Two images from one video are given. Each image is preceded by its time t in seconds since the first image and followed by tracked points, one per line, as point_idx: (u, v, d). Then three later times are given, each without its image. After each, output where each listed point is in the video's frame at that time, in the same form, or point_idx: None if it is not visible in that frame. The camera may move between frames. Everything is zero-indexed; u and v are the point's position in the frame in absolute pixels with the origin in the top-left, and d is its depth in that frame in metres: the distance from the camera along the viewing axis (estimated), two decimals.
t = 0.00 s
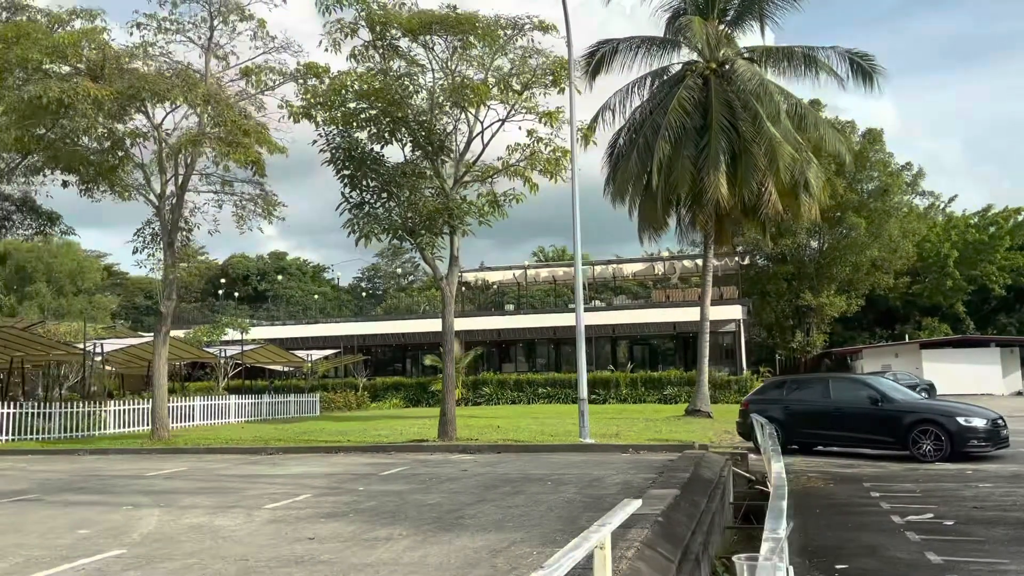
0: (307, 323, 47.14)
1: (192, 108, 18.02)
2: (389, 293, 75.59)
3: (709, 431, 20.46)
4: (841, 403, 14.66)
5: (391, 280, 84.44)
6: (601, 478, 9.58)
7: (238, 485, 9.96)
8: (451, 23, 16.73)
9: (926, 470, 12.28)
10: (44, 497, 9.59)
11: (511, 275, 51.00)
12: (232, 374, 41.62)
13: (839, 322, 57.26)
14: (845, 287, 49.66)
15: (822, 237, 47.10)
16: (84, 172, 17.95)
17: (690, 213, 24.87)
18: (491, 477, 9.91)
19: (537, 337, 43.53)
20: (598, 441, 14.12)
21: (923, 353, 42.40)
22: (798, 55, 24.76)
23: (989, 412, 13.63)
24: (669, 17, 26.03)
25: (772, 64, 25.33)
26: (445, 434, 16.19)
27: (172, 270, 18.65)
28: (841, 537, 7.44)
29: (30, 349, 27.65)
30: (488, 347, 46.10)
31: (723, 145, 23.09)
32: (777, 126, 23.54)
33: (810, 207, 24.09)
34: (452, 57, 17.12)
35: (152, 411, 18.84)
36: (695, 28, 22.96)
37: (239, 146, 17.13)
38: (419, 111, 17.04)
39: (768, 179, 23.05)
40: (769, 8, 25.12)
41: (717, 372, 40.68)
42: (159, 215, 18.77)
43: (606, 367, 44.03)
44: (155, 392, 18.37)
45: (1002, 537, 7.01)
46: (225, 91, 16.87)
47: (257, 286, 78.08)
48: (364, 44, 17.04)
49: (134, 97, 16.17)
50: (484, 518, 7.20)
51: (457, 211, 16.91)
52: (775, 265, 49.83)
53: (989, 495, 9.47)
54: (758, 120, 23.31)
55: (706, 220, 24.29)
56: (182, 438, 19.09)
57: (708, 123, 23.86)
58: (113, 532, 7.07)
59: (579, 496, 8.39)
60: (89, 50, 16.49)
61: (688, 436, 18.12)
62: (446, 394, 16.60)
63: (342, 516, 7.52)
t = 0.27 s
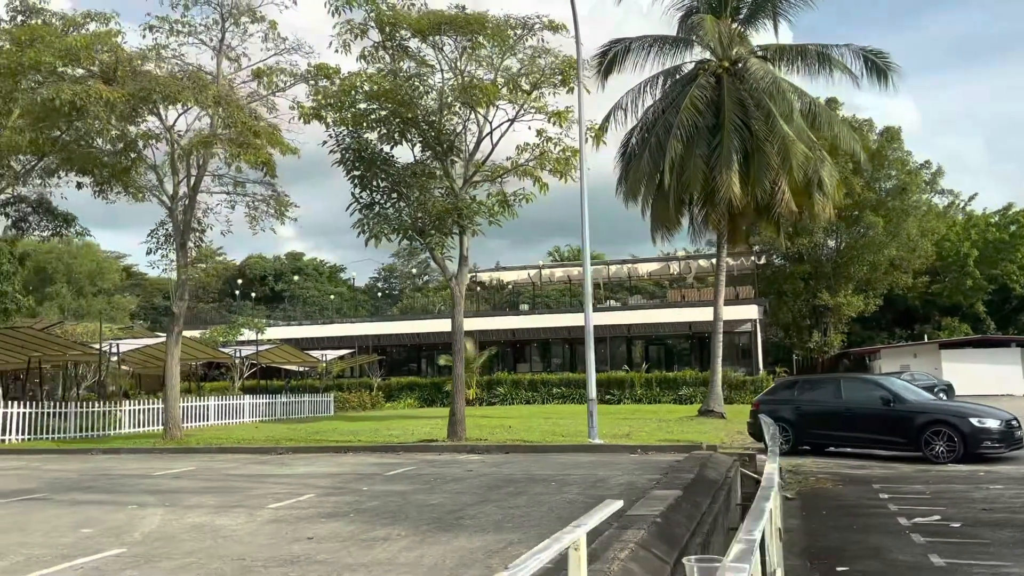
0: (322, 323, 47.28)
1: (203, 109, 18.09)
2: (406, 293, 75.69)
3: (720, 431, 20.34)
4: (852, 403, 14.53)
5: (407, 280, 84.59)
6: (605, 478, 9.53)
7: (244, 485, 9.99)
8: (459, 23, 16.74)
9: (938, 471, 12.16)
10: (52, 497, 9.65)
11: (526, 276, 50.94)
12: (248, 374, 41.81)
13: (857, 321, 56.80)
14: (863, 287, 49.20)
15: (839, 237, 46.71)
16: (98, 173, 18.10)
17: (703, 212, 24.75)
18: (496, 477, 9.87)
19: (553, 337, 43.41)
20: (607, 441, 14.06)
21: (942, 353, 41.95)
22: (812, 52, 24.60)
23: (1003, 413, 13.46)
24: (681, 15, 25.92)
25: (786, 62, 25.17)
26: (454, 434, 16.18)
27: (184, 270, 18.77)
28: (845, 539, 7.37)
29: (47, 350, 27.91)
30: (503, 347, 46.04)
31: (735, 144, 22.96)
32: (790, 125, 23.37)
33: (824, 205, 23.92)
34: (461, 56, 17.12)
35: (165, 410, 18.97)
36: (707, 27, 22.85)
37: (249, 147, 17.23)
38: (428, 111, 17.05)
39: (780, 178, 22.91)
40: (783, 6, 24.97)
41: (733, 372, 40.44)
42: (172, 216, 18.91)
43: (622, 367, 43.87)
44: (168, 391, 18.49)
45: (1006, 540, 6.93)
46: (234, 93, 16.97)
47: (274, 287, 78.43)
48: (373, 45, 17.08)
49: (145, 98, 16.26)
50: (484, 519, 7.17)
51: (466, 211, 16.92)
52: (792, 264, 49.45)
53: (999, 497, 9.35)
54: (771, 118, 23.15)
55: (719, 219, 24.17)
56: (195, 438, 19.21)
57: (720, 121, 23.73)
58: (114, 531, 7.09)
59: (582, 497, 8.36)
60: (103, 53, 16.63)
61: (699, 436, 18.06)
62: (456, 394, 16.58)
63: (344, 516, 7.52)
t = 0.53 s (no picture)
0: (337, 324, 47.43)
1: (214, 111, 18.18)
2: (421, 293, 75.81)
3: (732, 431, 20.23)
4: (863, 403, 14.41)
5: (422, 281, 84.74)
6: (609, 478, 9.50)
7: (250, 484, 10.04)
8: (468, 24, 16.74)
9: (948, 472, 12.05)
10: (60, 496, 9.73)
11: (540, 276, 50.87)
12: (263, 374, 41.99)
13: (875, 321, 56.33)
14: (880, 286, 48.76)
15: (856, 236, 46.34)
16: (111, 175, 18.25)
17: (715, 211, 24.64)
18: (500, 477, 9.87)
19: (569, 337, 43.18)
20: (615, 441, 14.02)
21: (961, 353, 41.49)
22: (825, 50, 24.43)
23: (1016, 413, 13.30)
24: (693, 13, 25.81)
25: (799, 60, 25.01)
26: (463, 434, 16.18)
27: (195, 271, 18.90)
28: (848, 541, 7.32)
29: (64, 350, 28.17)
30: (517, 347, 45.95)
31: (747, 143, 22.85)
32: (803, 124, 23.22)
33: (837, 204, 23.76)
34: (470, 56, 17.13)
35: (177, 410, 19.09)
36: (719, 25, 22.75)
37: (258, 148, 17.34)
38: (437, 112, 17.06)
39: (793, 177, 22.76)
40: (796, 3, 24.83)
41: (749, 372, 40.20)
42: (184, 217, 19.03)
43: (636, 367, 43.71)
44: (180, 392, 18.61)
45: (1012, 542, 6.86)
46: (243, 95, 17.09)
47: (290, 287, 78.77)
48: (382, 46, 17.12)
49: (156, 101, 16.38)
50: (484, 519, 7.17)
51: (475, 211, 16.94)
52: (808, 263, 49.10)
53: (1008, 498, 9.26)
54: (783, 117, 23.02)
55: (731, 219, 24.06)
56: (207, 438, 19.32)
57: (732, 120, 23.62)
58: (117, 530, 7.14)
59: (584, 497, 8.34)
60: (115, 56, 16.79)
61: (710, 436, 17.99)
62: (465, 394, 16.58)
63: (345, 516, 7.53)
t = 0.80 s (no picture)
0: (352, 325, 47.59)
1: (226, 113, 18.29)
2: (438, 294, 75.92)
3: (744, 432, 20.11)
4: (876, 404, 14.28)
5: (438, 282, 84.86)
6: (614, 480, 9.47)
7: (257, 485, 10.09)
8: (477, 24, 16.75)
9: (960, 474, 11.91)
10: (69, 496, 9.82)
11: (556, 277, 50.80)
12: (279, 375, 42.18)
13: (894, 321, 55.81)
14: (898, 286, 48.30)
15: (874, 235, 45.94)
16: (125, 177, 18.38)
17: (728, 211, 24.51)
18: (505, 478, 9.86)
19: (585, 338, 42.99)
20: (623, 442, 13.98)
21: (981, 354, 40.99)
22: (839, 48, 24.25)
23: None
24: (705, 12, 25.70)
25: (812, 58, 24.84)
26: (474, 435, 16.19)
27: (208, 272, 19.02)
28: (852, 544, 7.25)
29: (81, 351, 28.45)
30: (532, 348, 45.87)
31: (760, 142, 22.71)
32: (816, 123, 23.05)
33: (851, 204, 23.56)
34: (479, 57, 17.14)
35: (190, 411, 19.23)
36: (730, 24, 22.63)
37: (269, 150, 17.45)
38: (447, 113, 17.07)
39: (806, 176, 22.60)
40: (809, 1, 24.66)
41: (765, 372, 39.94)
42: (197, 219, 19.17)
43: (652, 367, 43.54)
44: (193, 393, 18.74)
45: (1018, 544, 6.76)
46: (253, 97, 17.22)
47: (307, 288, 79.12)
48: (392, 47, 17.17)
49: (167, 104, 16.52)
50: (484, 520, 7.16)
51: (485, 212, 16.94)
52: (825, 263, 48.72)
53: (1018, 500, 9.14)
54: (796, 116, 22.86)
55: (745, 219, 23.93)
56: (220, 438, 19.45)
57: (745, 120, 23.49)
58: (120, 530, 7.20)
59: (587, 498, 8.31)
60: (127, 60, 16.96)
61: (722, 437, 17.88)
62: (475, 395, 16.59)
63: (346, 516, 7.55)
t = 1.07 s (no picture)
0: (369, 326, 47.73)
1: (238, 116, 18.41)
2: (455, 295, 75.96)
3: (758, 434, 19.99)
4: (889, 406, 14.15)
5: (455, 283, 84.91)
6: (620, 482, 9.44)
7: (264, 486, 10.15)
8: (487, 25, 16.73)
9: (973, 476, 11.77)
10: (80, 496, 9.92)
11: (572, 278, 50.69)
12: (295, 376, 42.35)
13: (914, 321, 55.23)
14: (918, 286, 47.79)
15: (893, 235, 45.48)
16: (139, 180, 18.56)
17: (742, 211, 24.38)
18: (511, 480, 9.85)
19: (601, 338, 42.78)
20: (633, 444, 13.93)
21: (1002, 354, 40.46)
22: (854, 46, 24.05)
23: None
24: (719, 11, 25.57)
25: (827, 57, 24.66)
26: (485, 436, 16.19)
27: (221, 274, 19.13)
28: (856, 547, 7.19)
29: (99, 353, 28.71)
30: (548, 349, 45.76)
31: (774, 141, 22.56)
32: (830, 122, 22.87)
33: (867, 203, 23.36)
34: (489, 58, 17.14)
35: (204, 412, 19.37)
36: (743, 23, 22.51)
37: (280, 152, 17.55)
38: (457, 114, 17.08)
39: (820, 176, 22.42)
40: None
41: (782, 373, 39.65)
42: (210, 221, 19.29)
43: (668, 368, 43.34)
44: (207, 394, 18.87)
45: None
46: (264, 100, 17.32)
47: (325, 290, 79.45)
48: (403, 49, 17.20)
49: (179, 107, 16.65)
50: (485, 522, 7.16)
51: (495, 214, 16.93)
52: (844, 263, 48.31)
53: None
54: (811, 115, 22.69)
55: (759, 219, 23.78)
56: (234, 439, 19.57)
57: (759, 119, 23.35)
58: (124, 531, 7.25)
59: (591, 500, 8.29)
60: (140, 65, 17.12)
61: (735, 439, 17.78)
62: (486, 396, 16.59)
63: (349, 518, 7.57)
